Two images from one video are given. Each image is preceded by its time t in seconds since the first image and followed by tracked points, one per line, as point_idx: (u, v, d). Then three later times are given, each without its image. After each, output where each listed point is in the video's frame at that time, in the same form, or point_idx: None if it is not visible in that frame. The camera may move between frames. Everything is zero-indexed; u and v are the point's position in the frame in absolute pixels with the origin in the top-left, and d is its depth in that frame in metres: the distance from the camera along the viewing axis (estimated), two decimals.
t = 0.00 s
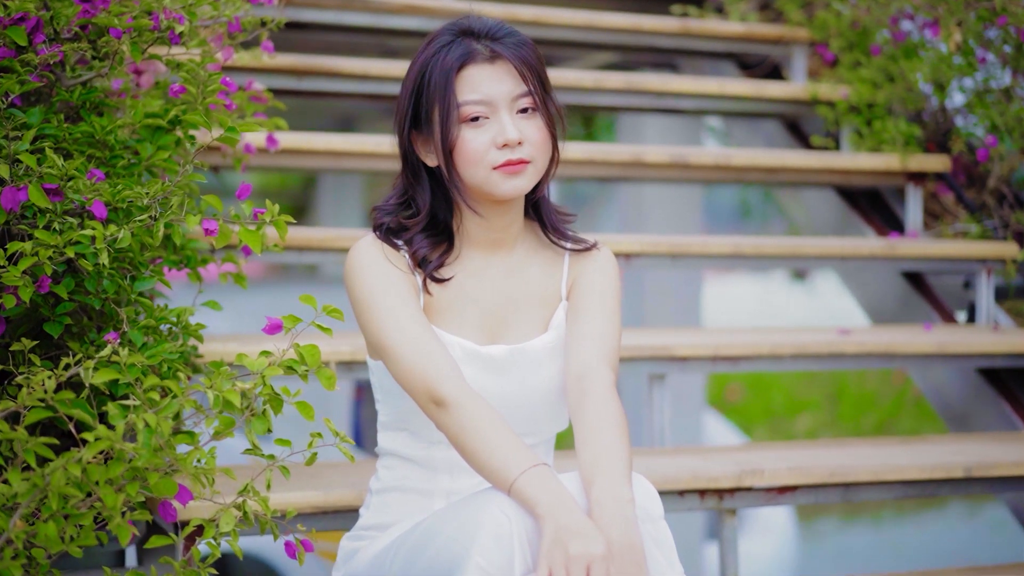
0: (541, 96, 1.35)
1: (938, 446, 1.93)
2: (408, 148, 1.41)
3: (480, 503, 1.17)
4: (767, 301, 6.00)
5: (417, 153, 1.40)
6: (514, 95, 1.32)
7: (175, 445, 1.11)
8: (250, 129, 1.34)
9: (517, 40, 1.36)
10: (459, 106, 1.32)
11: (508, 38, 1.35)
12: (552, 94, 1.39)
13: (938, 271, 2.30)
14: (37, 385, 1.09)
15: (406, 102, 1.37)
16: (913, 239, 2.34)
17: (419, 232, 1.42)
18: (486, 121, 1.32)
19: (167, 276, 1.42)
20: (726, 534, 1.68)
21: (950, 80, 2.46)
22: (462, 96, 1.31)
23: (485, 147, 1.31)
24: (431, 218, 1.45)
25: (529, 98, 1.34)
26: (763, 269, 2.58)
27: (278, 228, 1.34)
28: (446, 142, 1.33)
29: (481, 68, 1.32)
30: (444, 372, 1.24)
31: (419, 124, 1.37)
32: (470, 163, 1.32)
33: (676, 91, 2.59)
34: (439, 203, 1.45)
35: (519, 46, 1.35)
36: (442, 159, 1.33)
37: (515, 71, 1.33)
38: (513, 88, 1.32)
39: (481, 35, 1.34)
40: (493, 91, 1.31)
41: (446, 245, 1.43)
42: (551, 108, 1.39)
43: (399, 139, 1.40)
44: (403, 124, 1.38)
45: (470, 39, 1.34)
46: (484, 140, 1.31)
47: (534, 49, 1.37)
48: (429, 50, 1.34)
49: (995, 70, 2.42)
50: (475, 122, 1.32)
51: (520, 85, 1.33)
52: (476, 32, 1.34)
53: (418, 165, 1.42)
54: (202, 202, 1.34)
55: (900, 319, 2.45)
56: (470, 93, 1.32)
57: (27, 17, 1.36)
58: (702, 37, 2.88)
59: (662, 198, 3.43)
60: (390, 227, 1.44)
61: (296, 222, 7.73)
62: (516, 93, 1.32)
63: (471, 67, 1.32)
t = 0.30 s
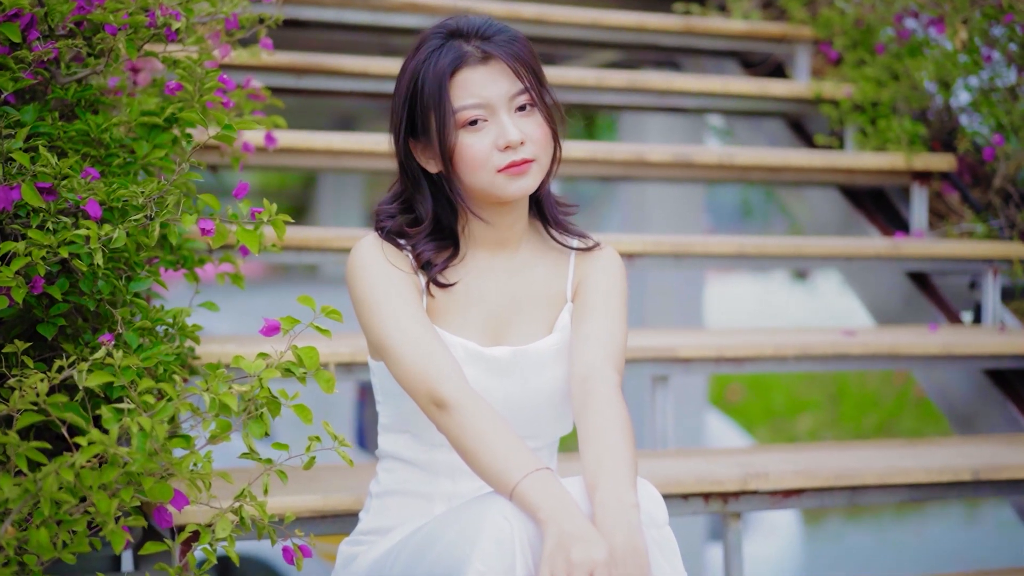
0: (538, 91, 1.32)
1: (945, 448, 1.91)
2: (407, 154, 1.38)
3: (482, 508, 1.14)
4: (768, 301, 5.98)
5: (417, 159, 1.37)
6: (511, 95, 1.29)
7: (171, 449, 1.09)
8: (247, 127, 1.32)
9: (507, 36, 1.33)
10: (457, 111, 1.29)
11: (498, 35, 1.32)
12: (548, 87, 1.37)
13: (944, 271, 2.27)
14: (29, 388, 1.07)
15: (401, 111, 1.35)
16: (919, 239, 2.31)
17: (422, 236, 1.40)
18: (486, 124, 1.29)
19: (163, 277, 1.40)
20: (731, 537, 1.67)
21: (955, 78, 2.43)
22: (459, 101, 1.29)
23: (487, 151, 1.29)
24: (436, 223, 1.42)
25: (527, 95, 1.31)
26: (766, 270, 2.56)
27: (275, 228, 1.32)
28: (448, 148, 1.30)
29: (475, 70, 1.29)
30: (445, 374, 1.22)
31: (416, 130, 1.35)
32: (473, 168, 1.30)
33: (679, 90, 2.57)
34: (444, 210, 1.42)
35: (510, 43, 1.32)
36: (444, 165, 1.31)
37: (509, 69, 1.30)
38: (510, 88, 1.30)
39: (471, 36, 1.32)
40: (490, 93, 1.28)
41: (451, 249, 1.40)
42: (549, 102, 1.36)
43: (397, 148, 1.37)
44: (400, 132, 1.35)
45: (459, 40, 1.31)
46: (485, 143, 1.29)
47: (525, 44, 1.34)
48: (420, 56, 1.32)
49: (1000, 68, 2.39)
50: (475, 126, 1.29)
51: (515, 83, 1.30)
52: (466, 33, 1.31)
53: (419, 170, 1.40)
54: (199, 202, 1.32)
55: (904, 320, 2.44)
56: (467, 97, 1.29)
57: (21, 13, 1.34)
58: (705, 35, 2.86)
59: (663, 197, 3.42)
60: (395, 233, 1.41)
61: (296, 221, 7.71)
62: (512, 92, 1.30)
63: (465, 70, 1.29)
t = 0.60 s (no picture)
0: (533, 91, 1.30)
1: (949, 451, 1.89)
2: (405, 159, 1.35)
3: (482, 515, 1.12)
4: (769, 302, 5.96)
5: (415, 163, 1.34)
6: (506, 97, 1.27)
7: (164, 454, 1.07)
8: (243, 127, 1.30)
9: (500, 36, 1.31)
10: (453, 116, 1.27)
11: (491, 36, 1.30)
12: (543, 86, 1.35)
13: (947, 272, 2.25)
14: (19, 393, 1.05)
15: (395, 117, 1.32)
16: (922, 240, 2.29)
17: (423, 240, 1.37)
18: (483, 128, 1.27)
19: (157, 279, 1.38)
20: (733, 542, 1.65)
21: (959, 77, 2.41)
22: (454, 104, 1.27)
23: (486, 155, 1.26)
24: (437, 227, 1.40)
25: (522, 96, 1.29)
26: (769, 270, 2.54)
27: (272, 230, 1.30)
28: (445, 152, 1.28)
29: (469, 72, 1.27)
30: (445, 378, 1.20)
31: (411, 135, 1.32)
32: (472, 173, 1.28)
33: (680, 89, 2.55)
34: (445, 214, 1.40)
35: (504, 43, 1.30)
36: (442, 169, 1.29)
37: (504, 70, 1.27)
38: (505, 89, 1.27)
39: (464, 37, 1.29)
40: (485, 96, 1.26)
41: (453, 254, 1.38)
42: (545, 102, 1.34)
43: (394, 154, 1.35)
44: (396, 138, 1.33)
45: (452, 42, 1.29)
46: (483, 147, 1.26)
47: (519, 44, 1.32)
48: (413, 61, 1.29)
49: (1004, 68, 2.35)
50: (471, 130, 1.27)
51: (510, 85, 1.28)
52: (458, 34, 1.29)
53: (418, 174, 1.37)
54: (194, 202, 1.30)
55: (908, 321, 2.42)
56: (462, 101, 1.27)
57: (14, 11, 1.32)
58: (707, 34, 2.84)
59: (664, 197, 3.40)
60: (396, 240, 1.38)
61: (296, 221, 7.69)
62: (508, 94, 1.27)
63: (459, 73, 1.27)
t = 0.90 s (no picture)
0: (531, 92, 1.28)
1: (952, 455, 1.87)
2: (399, 158, 1.33)
3: (479, 523, 1.10)
4: (769, 302, 5.94)
5: (409, 162, 1.33)
6: (503, 97, 1.25)
7: (156, 460, 1.05)
8: (236, 128, 1.28)
9: (498, 35, 1.29)
10: (448, 115, 1.25)
11: (489, 35, 1.28)
12: (541, 87, 1.33)
13: (951, 274, 2.23)
14: (7, 399, 1.03)
15: (391, 114, 1.31)
16: (925, 241, 2.27)
17: (416, 242, 1.35)
18: (478, 128, 1.25)
19: (150, 281, 1.36)
20: (733, 547, 1.64)
21: (962, 77, 2.39)
22: (450, 104, 1.25)
23: (481, 156, 1.25)
24: (430, 229, 1.37)
25: (520, 97, 1.27)
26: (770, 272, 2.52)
27: (266, 232, 1.28)
28: (439, 152, 1.26)
29: (466, 72, 1.25)
30: (440, 383, 1.18)
31: (406, 134, 1.30)
32: (466, 173, 1.26)
33: (681, 89, 2.53)
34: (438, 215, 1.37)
35: (502, 42, 1.28)
36: (435, 169, 1.27)
37: (501, 70, 1.26)
38: (502, 90, 1.25)
39: (462, 35, 1.27)
40: (481, 96, 1.24)
41: (446, 256, 1.35)
42: (543, 103, 1.32)
43: (388, 153, 1.33)
44: (391, 136, 1.31)
45: (449, 40, 1.27)
46: (478, 148, 1.25)
47: (518, 43, 1.30)
48: (409, 58, 1.27)
49: (1007, 68, 2.32)
50: (467, 130, 1.25)
51: (507, 85, 1.26)
52: (456, 33, 1.27)
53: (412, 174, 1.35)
54: (187, 204, 1.28)
55: (911, 323, 2.40)
56: (458, 101, 1.25)
57: (4, 10, 1.30)
58: (708, 34, 2.82)
59: (664, 198, 3.39)
60: (389, 241, 1.36)
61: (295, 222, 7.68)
62: (505, 95, 1.25)
63: (456, 72, 1.25)
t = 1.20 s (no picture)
0: (529, 91, 1.27)
1: (953, 457, 1.86)
2: (394, 157, 1.32)
3: (473, 529, 1.09)
4: (770, 302, 5.93)
5: (404, 161, 1.31)
6: (501, 96, 1.24)
7: (144, 464, 1.02)
8: (229, 127, 1.26)
9: (496, 33, 1.27)
10: (444, 113, 1.23)
11: (487, 33, 1.26)
12: (539, 86, 1.31)
13: (952, 274, 2.22)
14: None
15: (386, 112, 1.29)
16: (926, 241, 2.25)
17: (410, 243, 1.33)
18: (475, 127, 1.24)
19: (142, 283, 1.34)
20: (733, 551, 1.62)
21: (963, 76, 2.37)
22: (447, 103, 1.23)
23: (477, 155, 1.23)
24: (424, 229, 1.35)
25: (517, 96, 1.25)
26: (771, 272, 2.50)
27: (259, 233, 1.26)
28: (435, 152, 1.25)
29: (463, 70, 1.23)
30: (434, 386, 1.17)
31: (401, 132, 1.29)
32: (462, 173, 1.24)
33: (680, 88, 2.52)
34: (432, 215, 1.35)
35: (500, 41, 1.26)
36: (430, 169, 1.26)
37: (499, 68, 1.24)
38: (499, 89, 1.24)
39: (460, 33, 1.25)
40: (479, 95, 1.23)
41: (440, 257, 1.34)
42: (541, 103, 1.30)
43: (383, 152, 1.31)
44: (386, 135, 1.29)
45: (447, 37, 1.25)
46: (475, 147, 1.23)
47: (516, 42, 1.28)
48: (406, 55, 1.26)
49: (1008, 67, 2.31)
50: (463, 129, 1.24)
51: (505, 84, 1.24)
52: (454, 30, 1.25)
53: (406, 173, 1.33)
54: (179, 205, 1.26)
55: (912, 324, 2.38)
56: (454, 99, 1.23)
57: None
58: (707, 33, 2.81)
59: (663, 198, 3.37)
60: (382, 242, 1.34)
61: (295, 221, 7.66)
62: (503, 94, 1.24)
63: (453, 70, 1.23)
